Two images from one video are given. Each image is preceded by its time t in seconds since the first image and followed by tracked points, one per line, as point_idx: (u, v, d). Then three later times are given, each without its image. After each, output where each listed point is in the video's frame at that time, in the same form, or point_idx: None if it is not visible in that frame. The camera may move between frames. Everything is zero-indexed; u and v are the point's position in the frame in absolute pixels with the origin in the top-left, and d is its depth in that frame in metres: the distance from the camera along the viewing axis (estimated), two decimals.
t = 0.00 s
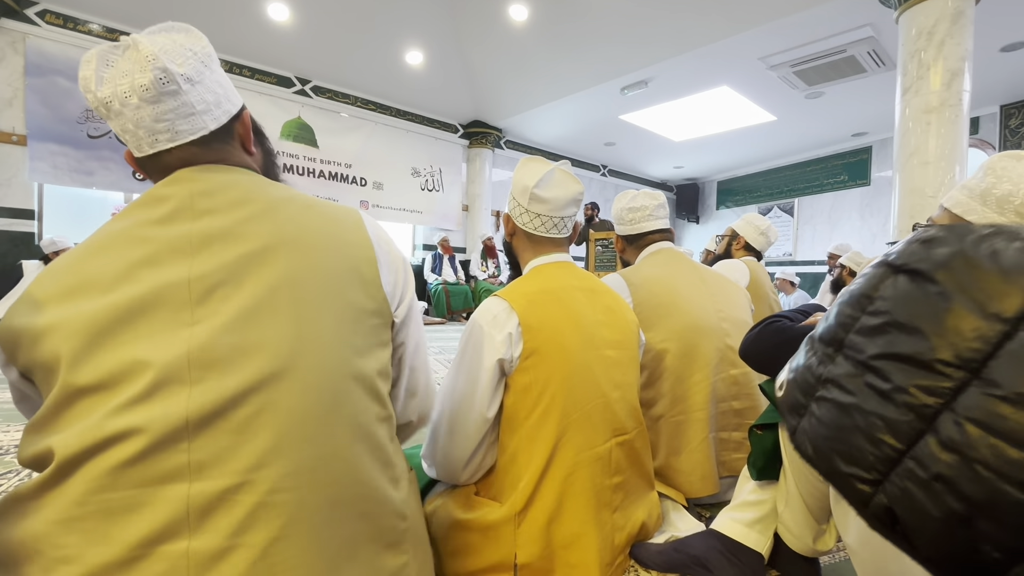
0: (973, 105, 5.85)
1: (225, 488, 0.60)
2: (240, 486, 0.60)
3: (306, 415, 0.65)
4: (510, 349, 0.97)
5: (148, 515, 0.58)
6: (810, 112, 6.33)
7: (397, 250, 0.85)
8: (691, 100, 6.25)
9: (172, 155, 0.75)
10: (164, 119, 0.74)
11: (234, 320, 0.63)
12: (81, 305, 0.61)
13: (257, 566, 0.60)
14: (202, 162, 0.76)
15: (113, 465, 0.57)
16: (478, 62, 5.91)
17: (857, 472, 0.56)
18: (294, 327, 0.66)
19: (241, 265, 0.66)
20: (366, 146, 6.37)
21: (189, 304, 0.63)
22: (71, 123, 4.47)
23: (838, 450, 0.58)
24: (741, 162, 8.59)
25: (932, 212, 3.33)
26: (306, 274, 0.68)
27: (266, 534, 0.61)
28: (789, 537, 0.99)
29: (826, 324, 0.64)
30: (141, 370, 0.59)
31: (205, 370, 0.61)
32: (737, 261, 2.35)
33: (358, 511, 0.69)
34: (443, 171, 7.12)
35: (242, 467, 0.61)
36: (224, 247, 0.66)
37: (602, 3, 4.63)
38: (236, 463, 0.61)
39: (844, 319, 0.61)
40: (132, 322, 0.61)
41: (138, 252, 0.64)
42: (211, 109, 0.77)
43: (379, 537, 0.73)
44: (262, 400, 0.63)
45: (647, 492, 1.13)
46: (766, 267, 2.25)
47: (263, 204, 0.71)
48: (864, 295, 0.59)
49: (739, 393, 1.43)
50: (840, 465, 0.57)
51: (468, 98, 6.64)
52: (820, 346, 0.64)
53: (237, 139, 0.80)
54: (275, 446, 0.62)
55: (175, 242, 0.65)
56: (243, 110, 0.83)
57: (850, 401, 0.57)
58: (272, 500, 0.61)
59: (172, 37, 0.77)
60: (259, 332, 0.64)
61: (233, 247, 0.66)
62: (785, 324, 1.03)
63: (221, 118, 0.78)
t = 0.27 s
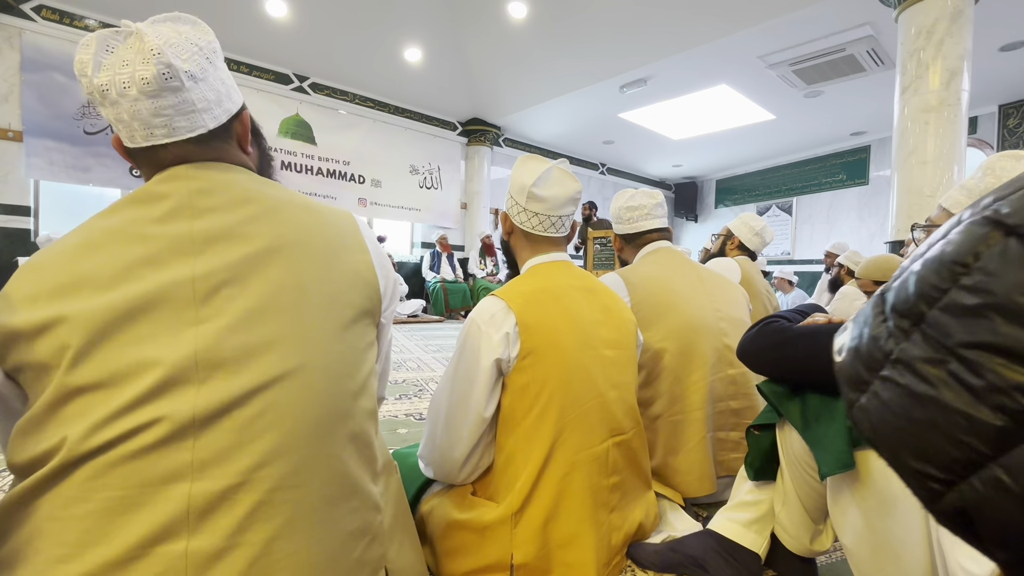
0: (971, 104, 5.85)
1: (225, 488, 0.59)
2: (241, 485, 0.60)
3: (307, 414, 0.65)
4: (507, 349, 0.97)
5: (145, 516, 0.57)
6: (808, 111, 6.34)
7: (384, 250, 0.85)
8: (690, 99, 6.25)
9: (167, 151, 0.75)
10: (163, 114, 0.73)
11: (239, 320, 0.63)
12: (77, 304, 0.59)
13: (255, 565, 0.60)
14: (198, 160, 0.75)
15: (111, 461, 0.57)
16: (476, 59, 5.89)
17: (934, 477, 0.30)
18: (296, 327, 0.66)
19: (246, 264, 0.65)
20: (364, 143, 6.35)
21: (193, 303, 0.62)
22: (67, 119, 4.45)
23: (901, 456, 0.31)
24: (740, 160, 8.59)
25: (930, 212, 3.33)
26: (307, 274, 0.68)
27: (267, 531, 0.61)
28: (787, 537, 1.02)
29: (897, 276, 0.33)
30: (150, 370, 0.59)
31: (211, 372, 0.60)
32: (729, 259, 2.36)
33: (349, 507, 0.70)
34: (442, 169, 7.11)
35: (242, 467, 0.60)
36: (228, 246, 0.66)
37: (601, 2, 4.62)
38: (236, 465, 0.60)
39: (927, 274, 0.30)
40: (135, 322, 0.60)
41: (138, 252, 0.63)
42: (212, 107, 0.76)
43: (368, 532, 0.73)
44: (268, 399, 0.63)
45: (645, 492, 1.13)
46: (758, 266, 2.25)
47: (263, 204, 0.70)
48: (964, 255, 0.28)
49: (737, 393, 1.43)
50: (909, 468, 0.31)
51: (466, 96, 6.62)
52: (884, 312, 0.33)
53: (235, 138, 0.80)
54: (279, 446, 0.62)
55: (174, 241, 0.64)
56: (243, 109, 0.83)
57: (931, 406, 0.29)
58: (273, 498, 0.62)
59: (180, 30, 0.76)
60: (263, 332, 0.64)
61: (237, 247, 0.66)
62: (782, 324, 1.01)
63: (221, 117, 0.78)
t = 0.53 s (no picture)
0: (973, 104, 5.84)
1: (225, 478, 0.59)
2: (239, 475, 0.60)
3: (306, 407, 0.65)
4: (508, 348, 0.96)
5: (146, 508, 0.57)
6: (810, 110, 6.33)
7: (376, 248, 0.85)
8: (691, 98, 6.24)
9: (155, 151, 0.75)
10: (147, 112, 0.73)
11: (234, 313, 0.63)
12: (75, 303, 0.59)
13: (255, 556, 0.60)
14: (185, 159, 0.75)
15: (110, 453, 0.57)
16: (477, 58, 5.88)
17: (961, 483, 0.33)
18: (293, 320, 0.66)
19: (240, 257, 0.65)
20: (365, 142, 6.35)
21: (188, 298, 0.62)
22: (68, 118, 4.45)
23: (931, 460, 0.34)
24: (741, 160, 8.58)
25: (932, 211, 3.33)
26: (304, 268, 0.69)
27: (267, 521, 0.61)
28: (787, 536, 1.02)
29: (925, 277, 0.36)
30: (146, 364, 0.59)
31: (209, 363, 0.60)
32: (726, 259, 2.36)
33: (347, 496, 0.70)
34: (442, 168, 7.11)
35: (242, 457, 0.60)
36: (222, 241, 0.65)
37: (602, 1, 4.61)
38: (235, 456, 0.60)
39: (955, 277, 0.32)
40: (128, 318, 0.60)
41: (133, 250, 0.63)
42: (196, 105, 0.76)
43: (366, 522, 0.73)
44: (267, 390, 0.63)
45: (644, 491, 1.13)
46: (755, 265, 2.25)
47: (258, 199, 0.71)
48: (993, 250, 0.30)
49: (738, 392, 1.43)
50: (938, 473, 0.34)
51: (467, 95, 6.61)
52: (914, 314, 0.36)
53: (221, 137, 0.80)
54: (277, 436, 0.62)
55: (170, 238, 0.64)
56: (229, 108, 0.82)
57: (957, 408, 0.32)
58: (273, 486, 0.62)
59: (160, 32, 0.77)
60: (260, 325, 0.64)
61: (231, 241, 0.66)
62: (783, 323, 1.01)
63: (206, 115, 0.77)
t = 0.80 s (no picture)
0: (976, 103, 5.82)
1: (221, 481, 0.59)
2: (234, 478, 0.60)
3: (306, 407, 0.65)
4: (510, 347, 0.96)
5: (144, 509, 0.57)
6: (812, 110, 6.31)
7: (380, 245, 0.86)
8: (693, 97, 6.23)
9: (159, 153, 0.75)
10: (150, 116, 0.73)
11: (231, 313, 0.63)
12: (75, 303, 0.59)
13: (252, 558, 0.60)
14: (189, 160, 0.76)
15: (109, 453, 0.57)
16: (479, 58, 5.88)
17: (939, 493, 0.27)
18: (291, 320, 0.66)
19: (239, 257, 0.65)
20: (366, 142, 6.36)
21: (185, 298, 0.62)
22: (71, 118, 4.46)
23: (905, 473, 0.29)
24: (743, 159, 8.57)
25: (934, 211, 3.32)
26: (303, 267, 0.69)
27: (264, 523, 0.61)
28: (790, 536, 1.01)
29: (872, 290, 0.30)
30: (141, 365, 0.59)
31: (205, 364, 0.61)
32: (727, 258, 2.36)
33: (347, 498, 0.70)
34: (444, 167, 7.11)
35: (238, 459, 0.60)
36: (221, 241, 0.65)
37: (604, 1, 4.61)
38: (232, 458, 0.60)
39: (904, 292, 0.27)
40: (125, 319, 0.60)
41: (132, 250, 0.63)
42: (198, 105, 0.76)
43: (367, 524, 0.73)
44: (266, 391, 0.63)
45: (646, 491, 1.13)
46: (755, 264, 2.25)
47: (260, 197, 0.71)
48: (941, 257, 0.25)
49: (740, 392, 1.42)
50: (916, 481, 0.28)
51: (469, 94, 6.62)
52: (868, 329, 0.29)
53: (224, 136, 0.80)
54: (275, 438, 0.62)
55: (169, 237, 0.64)
56: (229, 106, 0.83)
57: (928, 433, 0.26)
58: (270, 490, 0.62)
59: (157, 30, 0.76)
60: (259, 325, 0.64)
61: (229, 240, 0.66)
62: (786, 323, 1.01)
63: (208, 115, 0.78)
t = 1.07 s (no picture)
0: (977, 104, 5.83)
1: (233, 487, 0.59)
2: (248, 485, 0.60)
3: (319, 413, 0.65)
4: (510, 348, 0.96)
5: (155, 515, 0.57)
6: (812, 111, 6.31)
7: (388, 249, 0.86)
8: (693, 99, 6.24)
9: (177, 153, 0.75)
10: (172, 115, 0.73)
11: (250, 318, 0.63)
12: (89, 304, 0.59)
13: (263, 564, 0.61)
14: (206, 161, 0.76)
15: (122, 457, 0.57)
16: (479, 60, 5.89)
17: (896, 514, 0.49)
18: (307, 326, 0.66)
19: (257, 263, 0.65)
20: (367, 143, 6.37)
21: (204, 302, 0.62)
22: (72, 120, 4.47)
23: (869, 485, 0.50)
24: (743, 160, 8.57)
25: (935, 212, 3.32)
26: (321, 273, 0.69)
27: (276, 529, 0.62)
28: (790, 538, 1.00)
29: (840, 335, 0.54)
30: (157, 368, 0.59)
31: (222, 370, 0.61)
32: (727, 259, 2.36)
33: (355, 505, 0.70)
34: (445, 169, 7.12)
35: (252, 466, 0.60)
36: (240, 246, 0.66)
37: (604, 3, 4.62)
38: (245, 464, 0.60)
39: (860, 333, 0.51)
40: (140, 321, 0.60)
41: (149, 251, 0.63)
42: (220, 107, 0.77)
43: (373, 530, 0.74)
44: (281, 397, 0.63)
45: (647, 493, 1.13)
46: (756, 265, 2.25)
47: (275, 201, 0.71)
48: (884, 308, 0.49)
49: (741, 393, 1.42)
50: (878, 503, 0.51)
51: (469, 96, 6.63)
52: (836, 360, 0.54)
53: (242, 138, 0.81)
54: (289, 445, 0.63)
55: (185, 241, 0.64)
56: (249, 108, 0.83)
57: (880, 438, 0.48)
58: (282, 497, 0.62)
59: (182, 29, 0.76)
60: (275, 331, 0.64)
61: (247, 245, 0.66)
62: (787, 324, 1.02)
63: (228, 116, 0.78)
